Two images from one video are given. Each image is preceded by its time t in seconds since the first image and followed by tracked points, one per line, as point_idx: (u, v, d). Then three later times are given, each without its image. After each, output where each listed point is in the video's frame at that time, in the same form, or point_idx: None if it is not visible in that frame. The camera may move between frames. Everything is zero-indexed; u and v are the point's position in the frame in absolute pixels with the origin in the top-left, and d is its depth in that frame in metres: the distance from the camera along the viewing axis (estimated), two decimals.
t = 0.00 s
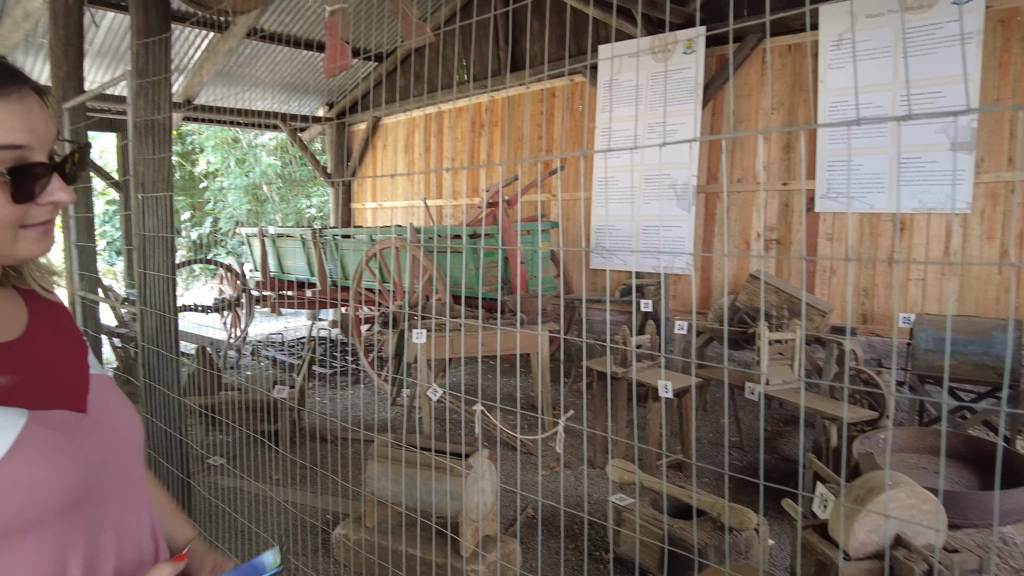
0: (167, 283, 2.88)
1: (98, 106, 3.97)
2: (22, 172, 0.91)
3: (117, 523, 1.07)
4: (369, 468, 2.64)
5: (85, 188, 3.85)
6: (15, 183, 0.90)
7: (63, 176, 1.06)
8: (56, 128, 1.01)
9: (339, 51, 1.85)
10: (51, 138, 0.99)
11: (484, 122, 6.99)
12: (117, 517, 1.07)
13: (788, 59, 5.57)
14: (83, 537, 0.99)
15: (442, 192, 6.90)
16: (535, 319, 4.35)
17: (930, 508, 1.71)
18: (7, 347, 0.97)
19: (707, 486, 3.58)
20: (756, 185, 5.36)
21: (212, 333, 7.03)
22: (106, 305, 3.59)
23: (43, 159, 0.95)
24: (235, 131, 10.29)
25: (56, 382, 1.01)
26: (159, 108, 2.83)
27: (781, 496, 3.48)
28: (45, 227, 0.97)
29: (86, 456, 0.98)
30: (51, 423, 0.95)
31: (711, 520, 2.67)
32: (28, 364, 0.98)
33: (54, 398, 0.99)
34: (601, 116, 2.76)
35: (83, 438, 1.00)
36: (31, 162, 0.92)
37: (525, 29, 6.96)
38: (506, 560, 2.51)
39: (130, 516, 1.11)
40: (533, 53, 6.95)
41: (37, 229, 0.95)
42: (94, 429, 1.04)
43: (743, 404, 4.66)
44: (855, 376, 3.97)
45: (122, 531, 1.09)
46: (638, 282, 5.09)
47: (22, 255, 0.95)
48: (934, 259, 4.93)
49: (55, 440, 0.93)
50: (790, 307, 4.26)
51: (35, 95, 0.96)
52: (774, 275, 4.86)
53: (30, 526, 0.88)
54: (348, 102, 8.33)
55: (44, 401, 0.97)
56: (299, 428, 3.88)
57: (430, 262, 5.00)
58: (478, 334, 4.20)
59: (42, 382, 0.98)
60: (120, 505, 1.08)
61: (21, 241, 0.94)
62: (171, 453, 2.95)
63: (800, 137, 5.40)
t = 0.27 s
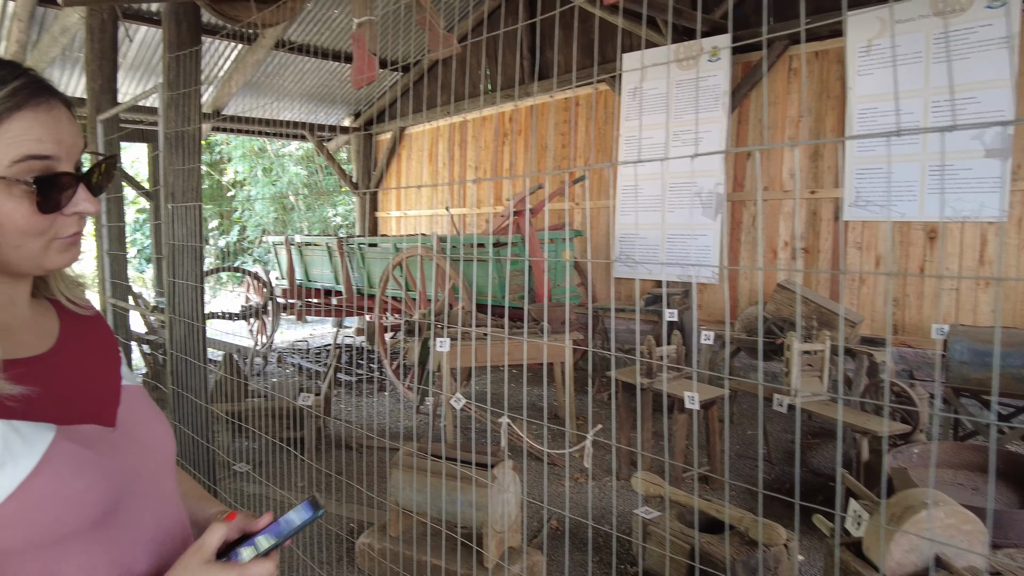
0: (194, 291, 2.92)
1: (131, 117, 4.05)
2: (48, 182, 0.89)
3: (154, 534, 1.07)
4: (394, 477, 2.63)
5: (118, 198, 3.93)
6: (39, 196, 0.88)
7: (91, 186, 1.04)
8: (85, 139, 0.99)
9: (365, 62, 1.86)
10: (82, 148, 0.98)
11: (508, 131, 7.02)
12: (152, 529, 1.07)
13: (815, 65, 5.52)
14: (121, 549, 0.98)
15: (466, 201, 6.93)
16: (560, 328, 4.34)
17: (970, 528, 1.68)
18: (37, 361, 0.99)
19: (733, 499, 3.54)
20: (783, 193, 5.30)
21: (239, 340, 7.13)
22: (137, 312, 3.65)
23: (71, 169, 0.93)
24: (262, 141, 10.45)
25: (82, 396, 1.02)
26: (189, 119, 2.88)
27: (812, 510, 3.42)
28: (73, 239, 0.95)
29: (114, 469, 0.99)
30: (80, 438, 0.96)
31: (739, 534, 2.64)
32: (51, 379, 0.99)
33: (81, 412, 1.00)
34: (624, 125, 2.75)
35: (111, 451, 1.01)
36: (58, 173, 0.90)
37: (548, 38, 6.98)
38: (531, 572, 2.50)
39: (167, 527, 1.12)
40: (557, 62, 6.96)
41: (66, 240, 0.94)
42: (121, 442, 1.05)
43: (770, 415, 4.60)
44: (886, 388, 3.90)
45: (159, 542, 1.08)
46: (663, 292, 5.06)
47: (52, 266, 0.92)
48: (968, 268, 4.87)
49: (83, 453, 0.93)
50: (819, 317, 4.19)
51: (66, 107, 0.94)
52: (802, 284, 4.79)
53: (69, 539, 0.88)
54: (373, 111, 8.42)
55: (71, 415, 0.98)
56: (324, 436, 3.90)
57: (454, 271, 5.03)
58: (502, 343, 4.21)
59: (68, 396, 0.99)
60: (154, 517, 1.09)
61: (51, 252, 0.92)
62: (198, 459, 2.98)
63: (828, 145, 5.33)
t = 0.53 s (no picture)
0: (225, 293, 2.95)
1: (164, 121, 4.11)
2: (74, 185, 0.88)
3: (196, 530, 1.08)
4: (423, 479, 2.63)
5: (151, 201, 4.00)
6: (67, 197, 0.87)
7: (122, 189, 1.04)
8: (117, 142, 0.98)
9: (395, 65, 1.86)
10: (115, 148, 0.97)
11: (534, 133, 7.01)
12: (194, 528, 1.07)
13: (848, 65, 5.42)
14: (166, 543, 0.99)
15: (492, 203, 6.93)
16: (588, 331, 4.31)
17: (1019, 543, 1.62)
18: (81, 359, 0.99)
19: (764, 507, 3.48)
20: (814, 196, 5.21)
21: (268, 341, 7.22)
22: (168, 313, 3.70)
23: (102, 172, 0.92)
24: (291, 144, 10.59)
25: (123, 395, 1.01)
26: (220, 123, 2.92)
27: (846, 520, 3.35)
28: (102, 241, 0.95)
29: (152, 468, 0.99)
30: (119, 439, 0.96)
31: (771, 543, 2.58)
32: (96, 379, 0.98)
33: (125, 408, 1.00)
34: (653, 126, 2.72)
35: (149, 451, 1.01)
36: (88, 176, 0.89)
37: (575, 40, 6.96)
38: None
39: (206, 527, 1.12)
40: (583, 64, 6.94)
41: (93, 243, 0.93)
42: (159, 444, 1.04)
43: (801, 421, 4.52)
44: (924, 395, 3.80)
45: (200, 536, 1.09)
46: (691, 295, 5.01)
47: (80, 268, 0.91)
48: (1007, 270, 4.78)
49: (123, 454, 0.93)
50: (852, 321, 4.11)
51: (97, 109, 0.93)
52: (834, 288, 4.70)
53: (111, 542, 0.88)
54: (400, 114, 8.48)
55: (113, 416, 0.97)
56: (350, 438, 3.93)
57: (480, 274, 5.03)
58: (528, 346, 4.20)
59: (111, 395, 0.99)
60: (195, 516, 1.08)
61: (78, 254, 0.91)
62: (227, 459, 3.02)
63: (861, 146, 5.23)
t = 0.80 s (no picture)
0: (251, 294, 2.99)
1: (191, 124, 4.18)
2: (105, 188, 0.89)
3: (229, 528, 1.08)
4: (445, 481, 2.64)
5: (179, 203, 4.07)
6: (98, 200, 0.88)
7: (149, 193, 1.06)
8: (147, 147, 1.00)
9: (420, 67, 1.86)
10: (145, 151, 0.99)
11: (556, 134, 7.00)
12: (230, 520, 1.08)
13: (876, 65, 5.33)
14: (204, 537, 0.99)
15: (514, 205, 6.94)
16: (610, 333, 4.29)
17: None
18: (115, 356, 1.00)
19: (790, 513, 3.43)
20: (841, 197, 5.14)
21: (293, 342, 7.30)
22: (195, 313, 3.75)
23: (132, 176, 0.93)
24: (315, 147, 10.70)
25: (151, 392, 1.02)
26: (246, 125, 2.96)
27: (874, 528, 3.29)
28: (131, 244, 0.96)
29: (190, 463, 1.00)
30: (156, 432, 0.97)
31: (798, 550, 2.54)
32: (127, 377, 0.99)
33: (157, 406, 1.01)
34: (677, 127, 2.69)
35: (185, 446, 1.02)
36: (118, 179, 0.90)
37: (597, 41, 6.94)
38: None
39: (240, 521, 1.13)
40: (606, 65, 6.92)
41: (122, 245, 0.94)
42: (193, 437, 1.05)
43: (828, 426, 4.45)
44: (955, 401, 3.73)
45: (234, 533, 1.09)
46: (716, 298, 4.96)
47: (108, 270, 0.93)
48: None
49: (160, 448, 0.94)
50: (881, 325, 4.04)
51: (129, 114, 0.94)
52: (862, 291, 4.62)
53: (155, 530, 0.89)
54: (423, 117, 8.52)
55: (148, 410, 0.99)
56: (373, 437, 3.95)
57: (502, 275, 5.04)
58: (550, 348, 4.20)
59: (143, 391, 1.00)
60: (231, 509, 1.09)
61: (108, 257, 0.92)
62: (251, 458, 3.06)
63: (890, 147, 5.14)
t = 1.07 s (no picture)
0: (272, 294, 3.02)
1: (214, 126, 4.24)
2: (134, 200, 0.90)
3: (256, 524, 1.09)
4: (463, 482, 2.65)
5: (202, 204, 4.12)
6: (127, 208, 0.89)
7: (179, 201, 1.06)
8: (178, 154, 1.00)
9: (441, 70, 1.85)
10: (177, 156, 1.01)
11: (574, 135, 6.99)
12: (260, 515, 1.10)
13: (901, 64, 5.25)
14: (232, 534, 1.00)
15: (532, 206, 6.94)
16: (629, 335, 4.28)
17: None
18: (147, 357, 1.01)
19: (811, 518, 3.39)
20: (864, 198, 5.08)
21: (313, 341, 7.36)
22: (217, 313, 3.80)
23: (162, 186, 0.94)
24: (334, 148, 10.78)
25: (182, 393, 1.03)
26: (268, 128, 2.99)
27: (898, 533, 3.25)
28: (160, 251, 0.97)
29: (219, 463, 1.01)
30: (185, 431, 0.98)
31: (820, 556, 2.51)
32: (158, 378, 1.00)
33: (185, 406, 1.02)
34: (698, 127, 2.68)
35: (213, 446, 1.03)
36: (147, 190, 0.91)
37: (616, 42, 6.92)
38: None
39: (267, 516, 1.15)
40: (624, 65, 6.89)
41: (153, 252, 0.95)
42: (222, 436, 1.07)
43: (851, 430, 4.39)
44: (982, 406, 3.67)
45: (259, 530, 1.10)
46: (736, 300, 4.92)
47: (138, 276, 0.94)
48: None
49: (189, 447, 0.95)
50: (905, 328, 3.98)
51: (162, 121, 0.95)
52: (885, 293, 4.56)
53: (189, 524, 0.91)
54: (442, 118, 8.55)
55: (179, 409, 1.00)
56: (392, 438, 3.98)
57: (520, 277, 5.04)
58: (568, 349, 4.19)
59: (174, 391, 1.01)
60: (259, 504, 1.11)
61: (138, 263, 0.93)
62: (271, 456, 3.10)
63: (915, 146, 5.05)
